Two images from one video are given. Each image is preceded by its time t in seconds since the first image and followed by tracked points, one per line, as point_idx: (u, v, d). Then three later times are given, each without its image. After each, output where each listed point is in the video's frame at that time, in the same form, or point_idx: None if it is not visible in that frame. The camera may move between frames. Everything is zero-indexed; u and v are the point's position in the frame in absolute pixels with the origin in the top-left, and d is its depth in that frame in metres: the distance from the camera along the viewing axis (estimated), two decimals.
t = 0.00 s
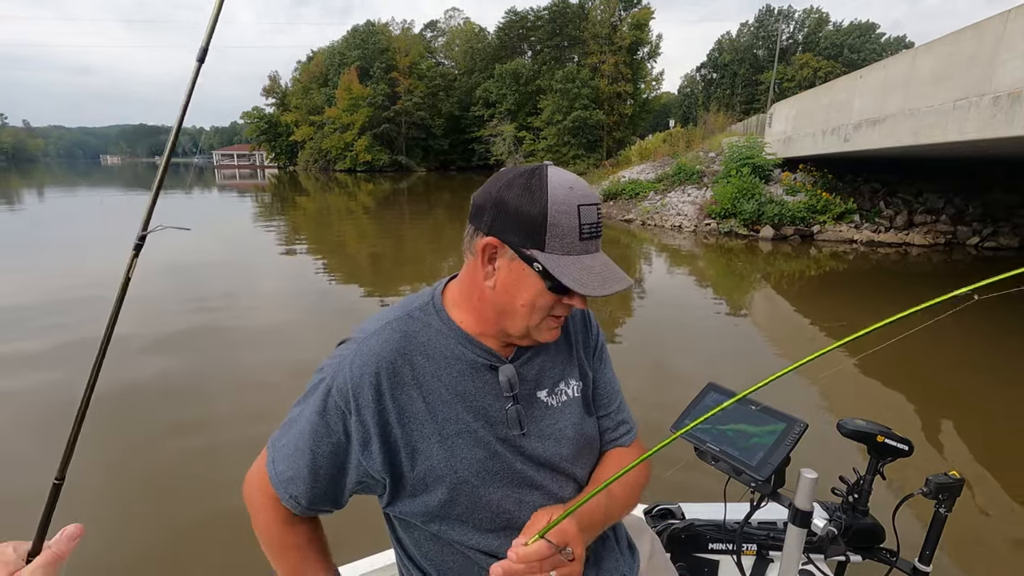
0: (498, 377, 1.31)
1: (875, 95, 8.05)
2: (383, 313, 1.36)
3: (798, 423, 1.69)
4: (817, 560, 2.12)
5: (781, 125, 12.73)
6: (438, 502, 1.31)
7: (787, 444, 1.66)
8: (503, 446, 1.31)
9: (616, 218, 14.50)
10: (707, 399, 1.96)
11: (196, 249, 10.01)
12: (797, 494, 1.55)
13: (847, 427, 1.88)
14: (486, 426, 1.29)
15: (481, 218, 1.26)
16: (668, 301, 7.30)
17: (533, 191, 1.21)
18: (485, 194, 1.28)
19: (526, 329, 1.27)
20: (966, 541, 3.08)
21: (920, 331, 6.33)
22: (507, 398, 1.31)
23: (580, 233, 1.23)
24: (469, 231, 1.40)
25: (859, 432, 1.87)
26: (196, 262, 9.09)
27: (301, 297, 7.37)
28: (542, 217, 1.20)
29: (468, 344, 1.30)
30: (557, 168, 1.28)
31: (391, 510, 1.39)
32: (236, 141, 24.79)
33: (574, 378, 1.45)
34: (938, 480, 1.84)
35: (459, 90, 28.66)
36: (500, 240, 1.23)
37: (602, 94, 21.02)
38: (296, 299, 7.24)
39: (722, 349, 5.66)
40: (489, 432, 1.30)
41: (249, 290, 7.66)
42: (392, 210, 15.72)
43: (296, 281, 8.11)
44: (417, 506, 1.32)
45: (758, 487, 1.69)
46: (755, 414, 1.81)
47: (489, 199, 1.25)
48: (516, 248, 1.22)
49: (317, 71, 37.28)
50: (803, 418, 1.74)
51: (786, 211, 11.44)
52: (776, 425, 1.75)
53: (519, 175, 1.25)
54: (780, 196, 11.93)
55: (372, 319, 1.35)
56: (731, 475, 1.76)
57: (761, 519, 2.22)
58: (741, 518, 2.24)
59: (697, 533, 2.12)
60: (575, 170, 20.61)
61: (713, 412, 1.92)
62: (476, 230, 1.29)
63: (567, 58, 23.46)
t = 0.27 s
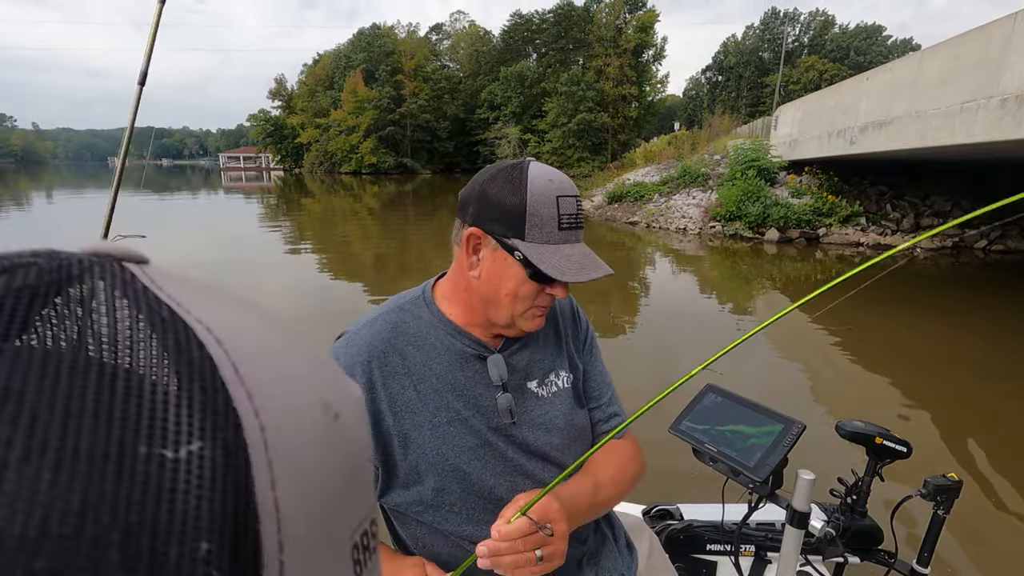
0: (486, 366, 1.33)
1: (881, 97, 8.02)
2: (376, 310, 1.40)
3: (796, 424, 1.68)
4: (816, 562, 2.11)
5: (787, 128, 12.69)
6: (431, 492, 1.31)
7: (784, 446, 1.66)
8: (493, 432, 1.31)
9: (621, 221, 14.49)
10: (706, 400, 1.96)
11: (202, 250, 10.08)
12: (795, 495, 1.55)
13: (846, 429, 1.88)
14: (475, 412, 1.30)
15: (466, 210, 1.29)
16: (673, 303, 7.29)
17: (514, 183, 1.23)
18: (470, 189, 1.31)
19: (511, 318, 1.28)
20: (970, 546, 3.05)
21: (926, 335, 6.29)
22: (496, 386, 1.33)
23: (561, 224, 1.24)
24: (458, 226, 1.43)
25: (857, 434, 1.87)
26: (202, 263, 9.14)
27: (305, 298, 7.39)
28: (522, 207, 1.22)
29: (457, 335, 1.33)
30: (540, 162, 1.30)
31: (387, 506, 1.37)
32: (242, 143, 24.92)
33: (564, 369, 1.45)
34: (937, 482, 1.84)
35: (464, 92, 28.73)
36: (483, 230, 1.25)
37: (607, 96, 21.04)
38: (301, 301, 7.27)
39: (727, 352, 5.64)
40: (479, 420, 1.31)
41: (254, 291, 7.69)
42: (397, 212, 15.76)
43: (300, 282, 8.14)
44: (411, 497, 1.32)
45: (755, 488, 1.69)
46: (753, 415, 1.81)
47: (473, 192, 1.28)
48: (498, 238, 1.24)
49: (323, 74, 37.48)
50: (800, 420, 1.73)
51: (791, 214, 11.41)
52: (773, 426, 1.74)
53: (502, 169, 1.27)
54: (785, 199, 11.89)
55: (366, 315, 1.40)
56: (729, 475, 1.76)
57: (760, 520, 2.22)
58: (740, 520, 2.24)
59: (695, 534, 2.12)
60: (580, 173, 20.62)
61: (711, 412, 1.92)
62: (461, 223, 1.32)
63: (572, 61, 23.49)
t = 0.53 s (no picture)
0: (484, 357, 1.33)
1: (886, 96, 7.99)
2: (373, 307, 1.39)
3: (797, 424, 1.67)
4: (818, 561, 2.11)
5: (790, 126, 12.65)
6: (433, 484, 1.29)
7: (785, 445, 1.65)
8: (493, 423, 1.31)
9: (623, 220, 14.47)
10: (706, 400, 1.96)
11: (206, 249, 10.10)
12: (797, 495, 1.54)
13: (847, 428, 1.88)
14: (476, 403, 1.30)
15: (453, 205, 1.31)
16: (675, 302, 7.27)
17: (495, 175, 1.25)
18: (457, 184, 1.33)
19: (500, 308, 1.29)
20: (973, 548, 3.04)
21: (930, 335, 6.28)
22: (495, 376, 1.33)
23: (543, 213, 1.25)
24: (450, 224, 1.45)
25: (859, 434, 1.86)
26: (205, 262, 9.16)
27: (308, 297, 7.41)
28: (504, 199, 1.23)
29: (452, 328, 1.32)
30: (525, 158, 1.31)
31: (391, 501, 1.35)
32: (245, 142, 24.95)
33: (559, 359, 1.46)
34: (938, 481, 1.83)
35: (466, 91, 28.71)
36: (468, 222, 1.27)
37: (610, 95, 21.04)
38: (304, 299, 7.29)
39: (730, 351, 5.63)
40: (480, 409, 1.30)
41: (257, 290, 7.71)
42: (399, 210, 15.77)
43: (303, 281, 8.15)
44: (413, 491, 1.30)
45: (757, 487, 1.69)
46: (754, 415, 1.80)
47: (458, 186, 1.30)
48: (482, 229, 1.25)
49: (325, 72, 37.49)
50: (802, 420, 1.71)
51: (795, 213, 11.39)
52: (773, 424, 1.73)
53: (485, 163, 1.29)
54: (789, 198, 11.87)
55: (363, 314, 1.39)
56: (730, 475, 1.76)
57: (761, 519, 2.21)
58: (741, 519, 2.24)
59: (696, 533, 2.12)
60: (582, 171, 20.62)
61: (711, 412, 1.92)
62: (449, 217, 1.34)
63: (574, 59, 23.46)
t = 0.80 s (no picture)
0: (485, 353, 1.33)
1: (890, 94, 7.96)
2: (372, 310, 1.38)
3: (797, 423, 1.66)
4: (819, 561, 2.10)
5: (794, 124, 12.60)
6: (440, 480, 1.28)
7: (786, 444, 1.65)
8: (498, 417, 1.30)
9: (626, 218, 14.45)
10: (707, 400, 1.96)
11: (210, 247, 10.14)
12: (798, 494, 1.54)
13: (847, 428, 1.87)
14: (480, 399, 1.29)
15: (444, 205, 1.31)
16: (679, 300, 7.27)
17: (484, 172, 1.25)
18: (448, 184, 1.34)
19: (496, 305, 1.28)
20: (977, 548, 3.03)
21: (935, 334, 6.25)
22: (497, 373, 1.33)
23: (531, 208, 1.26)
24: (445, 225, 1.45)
25: (859, 432, 1.86)
26: (208, 260, 9.18)
27: (311, 295, 7.41)
28: (493, 197, 1.23)
29: (453, 326, 1.32)
30: (515, 156, 1.31)
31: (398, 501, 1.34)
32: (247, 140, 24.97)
33: (557, 355, 1.47)
34: (939, 480, 1.83)
35: (469, 88, 28.66)
36: (460, 221, 1.27)
37: (613, 92, 21.00)
38: (307, 297, 7.29)
39: (733, 350, 5.62)
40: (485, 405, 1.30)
41: (260, 287, 7.72)
42: (402, 208, 15.78)
43: (306, 279, 8.16)
44: (420, 488, 1.29)
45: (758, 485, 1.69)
46: (754, 414, 1.79)
47: (449, 186, 1.30)
48: (474, 226, 1.25)
49: (328, 70, 37.46)
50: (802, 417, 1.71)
51: (799, 211, 11.36)
52: (774, 423, 1.73)
53: (475, 161, 1.29)
54: (793, 196, 11.84)
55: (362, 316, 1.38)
56: (731, 474, 1.76)
57: (762, 518, 2.21)
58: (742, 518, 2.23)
59: (697, 533, 2.12)
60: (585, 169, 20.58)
61: (712, 411, 1.92)
62: (442, 217, 1.34)
63: (577, 56, 23.39)
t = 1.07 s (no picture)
0: (500, 359, 1.32)
1: (896, 90, 7.93)
2: (381, 314, 1.34)
3: (798, 422, 1.68)
4: (819, 558, 2.11)
5: (798, 120, 12.56)
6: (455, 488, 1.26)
7: (787, 443, 1.66)
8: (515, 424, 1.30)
9: (629, 214, 14.43)
10: (707, 398, 1.95)
11: (213, 242, 10.14)
12: (798, 492, 1.53)
13: (848, 426, 1.87)
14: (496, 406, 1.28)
15: (451, 211, 1.30)
16: (681, 297, 7.26)
17: (493, 175, 1.25)
18: (453, 185, 1.32)
19: (513, 308, 1.30)
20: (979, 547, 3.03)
21: (941, 332, 6.22)
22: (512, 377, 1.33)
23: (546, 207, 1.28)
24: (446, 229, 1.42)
25: (860, 430, 1.86)
26: (210, 256, 9.19)
27: (314, 291, 7.43)
28: (505, 199, 1.23)
29: (467, 331, 1.30)
30: (517, 151, 1.31)
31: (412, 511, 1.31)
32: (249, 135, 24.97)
33: (567, 358, 1.48)
34: (940, 477, 1.83)
35: (471, 84, 28.60)
36: (471, 227, 1.26)
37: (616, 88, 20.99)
38: (310, 294, 7.30)
39: (736, 347, 5.62)
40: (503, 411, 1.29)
41: (263, 283, 7.73)
42: (404, 204, 15.77)
43: (308, 275, 8.17)
44: (436, 497, 1.26)
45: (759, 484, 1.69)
46: (756, 413, 1.80)
47: (455, 191, 1.28)
48: (487, 231, 1.25)
49: (330, 65, 37.45)
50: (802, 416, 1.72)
51: (803, 208, 11.34)
52: (775, 421, 1.74)
53: (480, 162, 1.28)
54: (797, 192, 11.80)
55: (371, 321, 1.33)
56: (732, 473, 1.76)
57: (764, 517, 2.21)
58: (744, 517, 2.23)
59: (698, 531, 2.13)
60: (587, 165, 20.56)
61: (712, 410, 1.91)
62: (448, 224, 1.32)
63: (580, 52, 23.34)
